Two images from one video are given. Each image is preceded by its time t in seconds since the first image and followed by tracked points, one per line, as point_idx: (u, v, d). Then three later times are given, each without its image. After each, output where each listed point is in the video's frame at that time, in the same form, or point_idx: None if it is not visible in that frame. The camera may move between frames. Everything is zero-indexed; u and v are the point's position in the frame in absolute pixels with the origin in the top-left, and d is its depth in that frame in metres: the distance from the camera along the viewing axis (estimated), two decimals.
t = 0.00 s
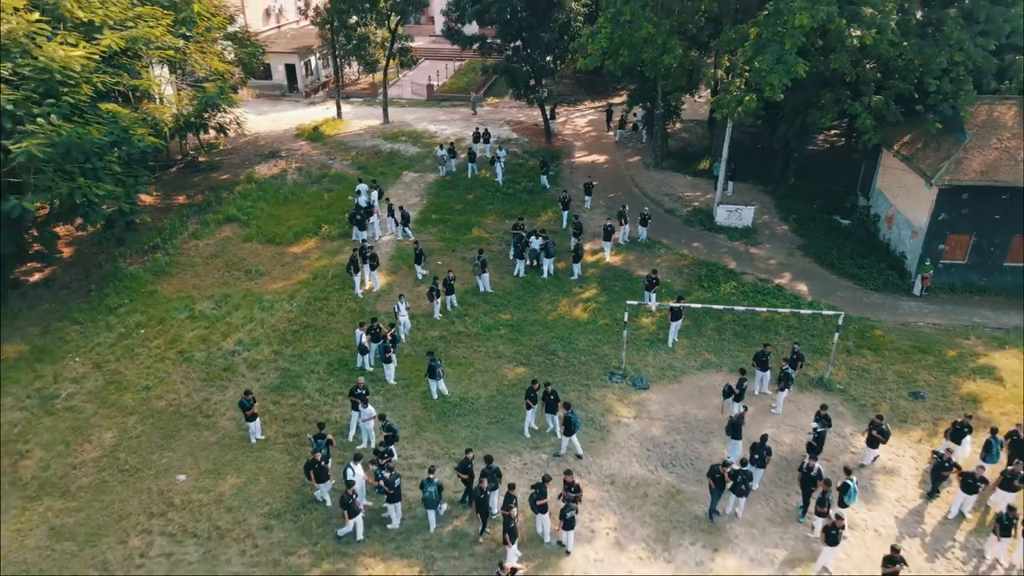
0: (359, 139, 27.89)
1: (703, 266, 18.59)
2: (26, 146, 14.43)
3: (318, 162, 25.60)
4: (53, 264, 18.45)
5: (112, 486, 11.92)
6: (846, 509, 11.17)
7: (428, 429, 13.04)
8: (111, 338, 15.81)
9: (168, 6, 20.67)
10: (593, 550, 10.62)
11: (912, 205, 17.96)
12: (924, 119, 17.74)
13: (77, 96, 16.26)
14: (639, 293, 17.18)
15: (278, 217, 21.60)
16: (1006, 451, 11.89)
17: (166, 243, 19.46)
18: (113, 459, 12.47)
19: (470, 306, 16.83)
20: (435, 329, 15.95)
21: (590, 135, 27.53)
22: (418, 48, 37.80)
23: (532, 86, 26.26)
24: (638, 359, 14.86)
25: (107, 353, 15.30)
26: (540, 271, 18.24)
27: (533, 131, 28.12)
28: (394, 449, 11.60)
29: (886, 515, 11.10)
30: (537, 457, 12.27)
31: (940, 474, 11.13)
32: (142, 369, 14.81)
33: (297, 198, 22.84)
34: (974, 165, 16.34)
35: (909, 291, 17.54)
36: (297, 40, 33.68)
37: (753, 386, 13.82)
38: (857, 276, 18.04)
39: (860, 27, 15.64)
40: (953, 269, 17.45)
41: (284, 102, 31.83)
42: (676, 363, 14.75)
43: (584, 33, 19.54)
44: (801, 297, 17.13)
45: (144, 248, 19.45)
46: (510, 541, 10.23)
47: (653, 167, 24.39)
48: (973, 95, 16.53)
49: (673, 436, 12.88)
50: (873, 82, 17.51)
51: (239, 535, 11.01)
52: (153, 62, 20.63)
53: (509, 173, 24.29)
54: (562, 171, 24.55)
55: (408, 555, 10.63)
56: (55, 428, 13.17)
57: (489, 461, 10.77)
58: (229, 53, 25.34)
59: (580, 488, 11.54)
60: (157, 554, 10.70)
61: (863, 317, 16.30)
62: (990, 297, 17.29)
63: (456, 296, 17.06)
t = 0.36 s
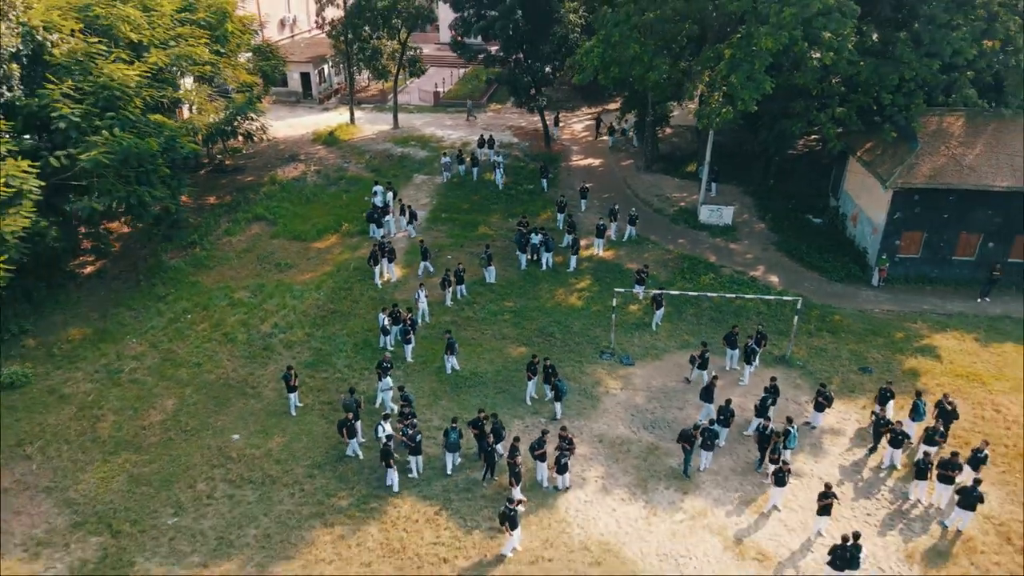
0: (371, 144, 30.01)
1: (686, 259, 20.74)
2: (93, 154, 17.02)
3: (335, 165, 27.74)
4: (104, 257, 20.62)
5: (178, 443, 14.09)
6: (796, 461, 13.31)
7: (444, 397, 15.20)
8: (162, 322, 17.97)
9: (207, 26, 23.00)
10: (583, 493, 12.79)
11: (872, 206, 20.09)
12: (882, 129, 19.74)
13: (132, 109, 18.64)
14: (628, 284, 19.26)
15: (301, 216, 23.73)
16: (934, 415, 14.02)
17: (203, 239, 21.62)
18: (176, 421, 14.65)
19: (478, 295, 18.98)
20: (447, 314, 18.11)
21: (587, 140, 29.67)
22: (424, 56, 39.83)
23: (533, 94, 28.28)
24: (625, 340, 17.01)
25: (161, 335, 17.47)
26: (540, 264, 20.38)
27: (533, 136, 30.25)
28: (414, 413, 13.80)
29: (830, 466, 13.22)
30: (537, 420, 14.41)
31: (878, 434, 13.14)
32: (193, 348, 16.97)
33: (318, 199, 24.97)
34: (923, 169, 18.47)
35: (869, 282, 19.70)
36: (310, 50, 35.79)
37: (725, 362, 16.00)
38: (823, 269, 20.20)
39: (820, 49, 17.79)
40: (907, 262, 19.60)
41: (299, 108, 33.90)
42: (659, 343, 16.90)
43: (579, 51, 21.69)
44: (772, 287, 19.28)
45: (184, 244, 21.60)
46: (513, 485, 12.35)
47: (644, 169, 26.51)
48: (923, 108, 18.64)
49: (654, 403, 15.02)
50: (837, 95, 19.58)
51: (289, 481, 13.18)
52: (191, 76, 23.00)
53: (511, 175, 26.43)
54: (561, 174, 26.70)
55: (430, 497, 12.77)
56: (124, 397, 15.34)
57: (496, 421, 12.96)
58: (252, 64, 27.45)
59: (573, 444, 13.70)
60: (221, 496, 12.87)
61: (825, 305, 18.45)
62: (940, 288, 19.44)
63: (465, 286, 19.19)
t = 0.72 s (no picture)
0: (382, 149, 32.10)
1: (672, 256, 22.89)
2: (144, 163, 19.60)
3: (349, 169, 29.86)
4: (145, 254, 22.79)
5: (224, 414, 16.25)
6: (759, 429, 15.45)
7: (455, 377, 17.34)
8: (202, 312, 20.13)
9: (237, 43, 25.23)
10: (576, 455, 14.95)
11: (839, 208, 22.21)
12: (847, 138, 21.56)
13: (175, 122, 20.97)
14: (619, 278, 21.36)
15: (321, 217, 25.83)
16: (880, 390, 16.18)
17: (233, 237, 23.77)
18: (222, 396, 16.81)
19: (483, 288, 21.15)
20: (456, 305, 20.28)
21: (583, 146, 31.77)
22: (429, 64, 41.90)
23: (533, 103, 30.39)
24: (615, 328, 19.15)
25: (202, 323, 19.63)
26: (539, 260, 22.52)
27: (533, 142, 32.39)
28: (430, 388, 15.99)
29: (789, 433, 15.32)
30: (536, 395, 16.55)
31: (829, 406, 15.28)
32: (231, 334, 19.12)
33: (335, 201, 27.10)
34: (882, 176, 20.60)
35: (836, 277, 21.82)
36: (322, 59, 37.86)
37: (703, 346, 18.16)
38: (795, 265, 22.33)
39: (788, 69, 19.89)
40: (871, 258, 21.71)
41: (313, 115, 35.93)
42: (645, 330, 19.05)
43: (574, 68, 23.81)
44: (748, 281, 21.43)
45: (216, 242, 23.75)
46: (515, 447, 14.49)
47: (636, 174, 28.65)
48: (883, 120, 20.71)
49: (639, 381, 17.16)
50: (808, 108, 21.60)
51: (323, 446, 15.35)
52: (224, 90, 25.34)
53: (513, 179, 28.58)
54: (559, 178, 28.85)
55: (445, 459, 14.92)
56: (174, 376, 17.49)
57: (501, 394, 15.14)
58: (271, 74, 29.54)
59: (567, 415, 15.85)
60: (266, 457, 15.03)
61: (795, 297, 20.57)
62: (899, 282, 21.57)
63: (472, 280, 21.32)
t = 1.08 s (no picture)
0: (392, 153, 34.29)
1: (659, 253, 25.20)
2: (187, 169, 22.01)
3: (362, 173, 32.10)
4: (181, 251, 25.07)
5: (263, 390, 18.55)
6: (730, 402, 17.76)
7: (465, 359, 19.64)
8: (236, 303, 22.44)
9: (262, 58, 27.65)
10: (570, 424, 17.27)
11: (810, 209, 24.50)
12: (817, 147, 23.91)
13: (212, 132, 23.33)
14: (611, 273, 23.65)
15: (338, 217, 28.10)
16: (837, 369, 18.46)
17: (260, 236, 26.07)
18: (260, 375, 19.14)
19: (488, 282, 23.47)
20: (464, 297, 22.60)
21: (580, 151, 34.04)
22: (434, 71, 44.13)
23: (533, 112, 32.61)
24: (606, 316, 21.47)
25: (237, 312, 21.96)
26: (539, 257, 24.84)
27: (534, 147, 34.69)
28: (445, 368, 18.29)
29: (755, 406, 17.63)
30: (536, 374, 18.87)
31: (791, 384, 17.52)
32: (264, 323, 21.46)
33: (350, 202, 29.38)
34: (846, 180, 22.91)
35: (807, 272, 24.13)
36: (334, 68, 40.07)
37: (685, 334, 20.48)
38: (770, 262, 24.66)
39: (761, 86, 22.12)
40: (838, 255, 24.01)
41: (325, 120, 38.07)
42: (633, 319, 21.37)
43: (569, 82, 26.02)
44: (727, 276, 23.74)
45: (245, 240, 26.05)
46: (518, 417, 16.79)
47: (629, 177, 30.97)
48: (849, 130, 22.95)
49: (626, 362, 19.48)
50: (782, 119, 23.81)
51: (351, 416, 17.67)
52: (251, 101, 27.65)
53: (515, 183, 30.88)
54: (557, 181, 31.15)
55: (457, 427, 17.22)
56: (216, 358, 19.80)
57: (505, 371, 17.45)
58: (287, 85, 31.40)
59: (562, 391, 18.17)
60: (301, 426, 17.35)
61: (768, 290, 22.90)
62: (864, 277, 23.88)
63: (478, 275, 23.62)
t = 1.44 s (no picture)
0: (400, 157, 36.31)
1: (649, 252, 27.40)
2: (220, 175, 24.32)
3: (373, 175, 34.19)
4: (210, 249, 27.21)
5: (292, 373, 20.77)
6: (708, 383, 19.97)
7: (472, 347, 21.84)
8: (263, 296, 24.66)
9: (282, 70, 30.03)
10: (566, 403, 19.46)
11: (788, 211, 26.69)
12: (793, 154, 26.11)
13: (241, 141, 25.51)
14: (604, 269, 25.85)
15: (353, 218, 30.28)
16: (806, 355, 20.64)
17: (282, 234, 28.26)
18: (289, 360, 21.36)
19: (492, 278, 25.71)
20: (471, 291, 24.82)
21: (578, 156, 36.26)
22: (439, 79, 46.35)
23: (534, 119, 34.20)
24: (600, 309, 23.68)
25: (264, 304, 24.16)
26: (539, 255, 27.03)
27: (534, 152, 36.88)
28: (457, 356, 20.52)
29: (731, 386, 19.83)
30: (535, 359, 21.07)
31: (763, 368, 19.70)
32: (290, 314, 23.67)
33: (364, 204, 31.53)
34: (819, 185, 25.11)
35: (784, 269, 26.34)
36: (345, 76, 42.30)
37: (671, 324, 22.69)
38: (751, 259, 26.85)
39: (740, 99, 24.07)
40: (813, 253, 26.20)
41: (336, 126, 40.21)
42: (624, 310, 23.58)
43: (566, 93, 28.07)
44: (711, 272, 25.94)
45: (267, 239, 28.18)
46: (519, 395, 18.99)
47: (623, 181, 33.20)
48: (821, 139, 24.92)
49: (617, 349, 21.69)
50: (761, 128, 25.68)
51: (372, 396, 19.88)
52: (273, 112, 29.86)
53: (516, 186, 33.06)
54: (556, 184, 33.35)
55: (466, 405, 19.42)
56: (248, 346, 22.02)
57: (508, 355, 19.68)
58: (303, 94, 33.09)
59: (559, 373, 20.38)
60: (328, 404, 19.56)
61: (748, 285, 25.09)
62: (836, 273, 26.07)
63: (483, 271, 25.81)
